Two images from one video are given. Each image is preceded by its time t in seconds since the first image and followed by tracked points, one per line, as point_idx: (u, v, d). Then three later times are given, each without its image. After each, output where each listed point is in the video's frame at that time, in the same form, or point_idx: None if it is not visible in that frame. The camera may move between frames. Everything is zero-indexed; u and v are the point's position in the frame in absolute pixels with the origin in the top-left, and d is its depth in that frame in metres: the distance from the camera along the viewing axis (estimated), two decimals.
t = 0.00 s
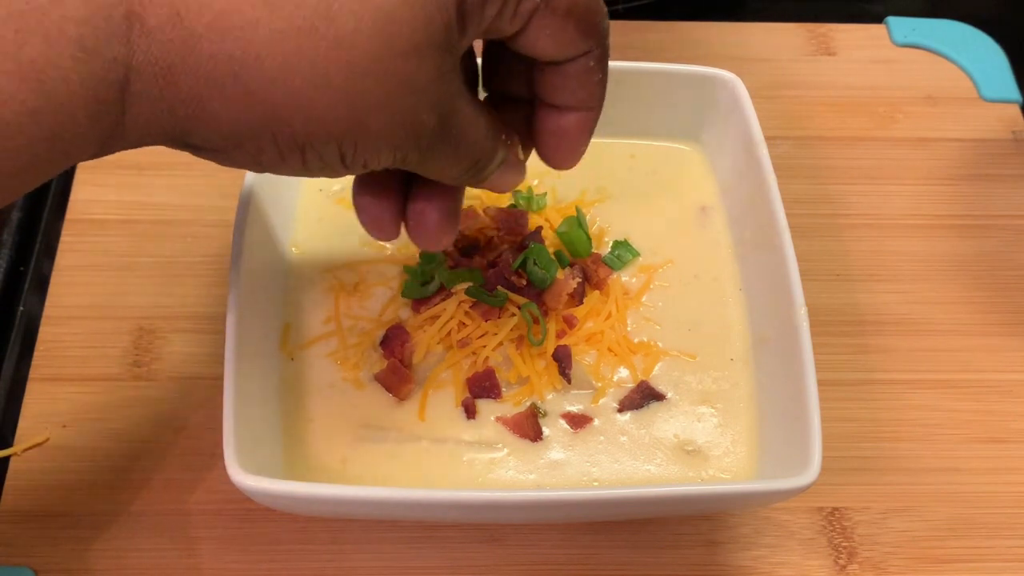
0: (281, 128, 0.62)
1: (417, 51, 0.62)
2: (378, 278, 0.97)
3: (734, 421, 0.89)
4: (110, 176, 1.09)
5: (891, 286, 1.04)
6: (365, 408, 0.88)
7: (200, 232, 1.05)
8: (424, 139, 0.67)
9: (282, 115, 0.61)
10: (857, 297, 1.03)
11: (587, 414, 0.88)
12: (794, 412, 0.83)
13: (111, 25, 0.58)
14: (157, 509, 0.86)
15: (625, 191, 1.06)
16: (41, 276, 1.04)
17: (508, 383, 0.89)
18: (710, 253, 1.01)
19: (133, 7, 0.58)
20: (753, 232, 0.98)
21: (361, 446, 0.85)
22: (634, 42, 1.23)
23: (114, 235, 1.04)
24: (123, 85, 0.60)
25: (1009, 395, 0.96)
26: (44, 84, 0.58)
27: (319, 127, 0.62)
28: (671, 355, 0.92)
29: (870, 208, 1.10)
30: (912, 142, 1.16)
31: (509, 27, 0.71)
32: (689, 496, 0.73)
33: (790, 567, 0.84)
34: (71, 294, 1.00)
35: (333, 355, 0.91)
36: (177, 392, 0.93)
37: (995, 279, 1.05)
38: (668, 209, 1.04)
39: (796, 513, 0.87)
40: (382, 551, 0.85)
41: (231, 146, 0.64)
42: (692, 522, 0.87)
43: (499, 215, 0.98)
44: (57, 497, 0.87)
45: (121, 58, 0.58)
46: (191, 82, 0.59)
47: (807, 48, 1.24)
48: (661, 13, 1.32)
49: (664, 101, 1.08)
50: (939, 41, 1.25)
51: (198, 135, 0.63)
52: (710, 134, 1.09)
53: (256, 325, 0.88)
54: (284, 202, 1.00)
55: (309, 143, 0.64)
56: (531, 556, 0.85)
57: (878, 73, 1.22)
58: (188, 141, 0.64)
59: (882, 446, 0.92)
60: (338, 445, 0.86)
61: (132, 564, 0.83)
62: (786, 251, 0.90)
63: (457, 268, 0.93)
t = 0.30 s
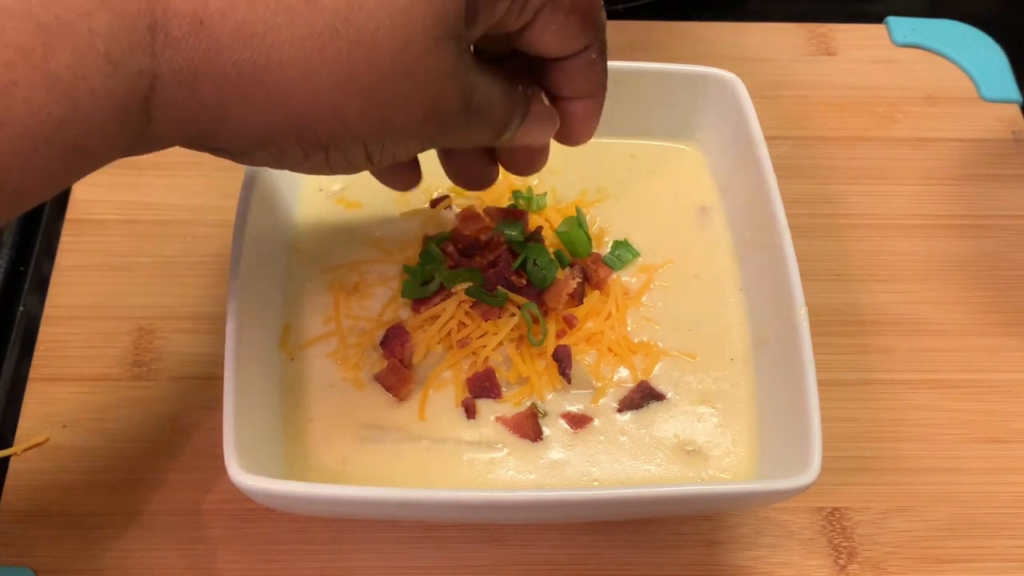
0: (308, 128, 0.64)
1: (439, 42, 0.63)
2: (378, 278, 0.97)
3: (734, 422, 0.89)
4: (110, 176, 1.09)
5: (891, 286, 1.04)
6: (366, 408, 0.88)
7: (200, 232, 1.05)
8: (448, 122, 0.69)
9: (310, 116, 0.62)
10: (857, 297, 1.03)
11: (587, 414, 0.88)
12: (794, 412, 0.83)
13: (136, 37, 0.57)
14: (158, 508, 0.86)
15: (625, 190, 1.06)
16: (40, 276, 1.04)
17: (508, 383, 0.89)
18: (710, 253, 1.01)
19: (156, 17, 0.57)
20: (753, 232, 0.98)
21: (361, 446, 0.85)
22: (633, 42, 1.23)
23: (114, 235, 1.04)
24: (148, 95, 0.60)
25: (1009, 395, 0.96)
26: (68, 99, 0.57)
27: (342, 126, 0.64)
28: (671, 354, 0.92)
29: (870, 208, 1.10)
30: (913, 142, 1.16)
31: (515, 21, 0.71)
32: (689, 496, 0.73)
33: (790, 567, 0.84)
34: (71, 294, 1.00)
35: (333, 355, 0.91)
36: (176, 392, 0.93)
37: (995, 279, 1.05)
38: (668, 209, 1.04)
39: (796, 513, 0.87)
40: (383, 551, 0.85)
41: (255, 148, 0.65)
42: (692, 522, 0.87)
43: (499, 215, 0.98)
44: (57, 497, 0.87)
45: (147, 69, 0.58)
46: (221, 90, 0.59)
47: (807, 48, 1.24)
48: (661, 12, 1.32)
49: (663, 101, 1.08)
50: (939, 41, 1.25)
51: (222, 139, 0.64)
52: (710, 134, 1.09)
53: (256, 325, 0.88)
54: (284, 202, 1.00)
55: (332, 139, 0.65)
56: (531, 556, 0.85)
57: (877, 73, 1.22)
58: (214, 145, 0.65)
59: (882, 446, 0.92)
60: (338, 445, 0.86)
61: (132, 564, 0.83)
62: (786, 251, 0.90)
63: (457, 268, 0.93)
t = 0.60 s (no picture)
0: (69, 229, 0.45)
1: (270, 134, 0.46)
2: (378, 278, 0.97)
3: (734, 422, 0.89)
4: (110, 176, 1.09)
5: (891, 286, 1.04)
6: (365, 408, 0.88)
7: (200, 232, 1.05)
8: (290, 232, 0.53)
9: (141, 175, 0.43)
10: (857, 297, 1.03)
11: (587, 414, 0.88)
12: (794, 412, 0.83)
13: None
14: (157, 508, 0.86)
15: (625, 191, 1.06)
16: (40, 276, 1.04)
17: (508, 383, 0.89)
18: (710, 253, 1.01)
19: None
20: (753, 232, 0.98)
21: (361, 446, 0.85)
22: (633, 43, 1.23)
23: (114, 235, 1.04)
24: None
25: (1009, 395, 0.96)
26: None
27: (140, 222, 0.45)
28: (671, 354, 0.92)
29: (870, 208, 1.10)
30: (913, 142, 1.16)
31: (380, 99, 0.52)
32: (689, 496, 0.73)
33: (790, 567, 0.84)
34: (71, 294, 1.00)
35: (333, 355, 0.91)
36: (176, 393, 0.93)
37: (995, 279, 1.05)
38: (667, 209, 1.04)
39: (796, 513, 0.87)
40: (382, 551, 0.85)
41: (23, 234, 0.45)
42: (692, 522, 0.87)
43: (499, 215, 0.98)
44: (57, 497, 0.87)
45: None
46: (14, 166, 0.42)
47: (807, 48, 1.24)
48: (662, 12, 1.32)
49: (663, 102, 1.08)
50: (938, 42, 1.25)
51: None
52: (710, 134, 1.09)
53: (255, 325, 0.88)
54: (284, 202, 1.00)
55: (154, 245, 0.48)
56: (531, 556, 0.85)
57: (877, 73, 1.22)
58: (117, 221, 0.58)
59: (882, 446, 0.92)
60: (337, 445, 0.86)
61: (133, 564, 0.83)
62: (786, 251, 0.90)
63: (457, 269, 0.92)
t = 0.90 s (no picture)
0: None
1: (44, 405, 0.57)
2: (377, 278, 0.97)
3: (734, 422, 0.89)
4: (109, 176, 1.09)
5: (891, 286, 1.04)
6: (365, 408, 0.88)
7: (200, 232, 1.05)
8: None
9: None
10: (857, 297, 1.03)
11: (587, 414, 0.88)
12: (794, 412, 0.83)
13: None
14: (157, 508, 0.86)
15: (625, 191, 1.06)
16: (41, 276, 1.05)
17: (508, 383, 0.89)
18: (710, 253, 1.00)
19: None
20: (753, 232, 0.98)
21: (361, 446, 0.85)
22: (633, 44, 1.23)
23: (114, 236, 1.04)
24: None
25: (1009, 395, 0.96)
26: None
27: None
28: (671, 354, 0.92)
29: (870, 209, 1.10)
30: (913, 142, 1.16)
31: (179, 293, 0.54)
32: (689, 497, 0.73)
33: (789, 567, 0.85)
34: (71, 295, 1.00)
35: (333, 356, 0.91)
36: (176, 393, 0.93)
37: (995, 279, 1.05)
38: (667, 209, 1.04)
39: (796, 513, 0.87)
40: (382, 551, 0.85)
41: None
42: (692, 522, 0.87)
43: (499, 215, 0.97)
44: (56, 497, 0.87)
45: None
46: None
47: (807, 48, 1.24)
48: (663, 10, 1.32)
49: (663, 102, 1.08)
50: (938, 42, 1.25)
51: None
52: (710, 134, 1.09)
53: (256, 325, 0.88)
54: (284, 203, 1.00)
55: None
56: (531, 556, 0.85)
57: (877, 73, 1.22)
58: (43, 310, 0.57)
59: (882, 446, 0.92)
60: (337, 445, 0.86)
61: (133, 565, 0.83)
62: (786, 251, 0.91)
63: (458, 269, 0.93)
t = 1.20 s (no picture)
0: None
1: None
2: (378, 278, 0.97)
3: (734, 422, 0.89)
4: (109, 176, 1.09)
5: (891, 286, 1.04)
6: (365, 408, 0.88)
7: (200, 232, 1.05)
8: None
9: None
10: (857, 297, 1.03)
11: (587, 414, 0.88)
12: (794, 412, 0.83)
13: None
14: (157, 508, 0.86)
15: (625, 191, 1.06)
16: (41, 276, 1.05)
17: (508, 383, 0.89)
18: (710, 253, 1.01)
19: None
20: (753, 232, 0.98)
21: (361, 446, 0.86)
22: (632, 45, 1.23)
23: (114, 236, 1.04)
24: None
25: (1009, 395, 0.96)
26: None
27: None
28: (671, 355, 0.92)
29: (870, 209, 1.10)
30: (912, 142, 1.16)
31: None
32: (689, 497, 0.73)
33: (789, 567, 0.85)
34: (70, 295, 1.00)
35: (333, 355, 0.91)
36: (176, 392, 0.93)
37: (995, 278, 1.06)
38: (667, 209, 1.04)
39: (796, 513, 0.87)
40: (383, 551, 0.85)
41: None
42: (692, 522, 0.87)
43: (499, 215, 0.97)
44: (57, 497, 0.87)
45: None
46: None
47: (807, 48, 1.24)
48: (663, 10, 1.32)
49: (663, 102, 1.08)
50: (938, 42, 1.25)
51: None
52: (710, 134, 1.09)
53: (256, 325, 0.88)
54: (284, 203, 1.00)
55: None
56: (531, 556, 0.85)
57: (877, 74, 1.22)
58: None
59: (882, 446, 0.92)
60: (337, 445, 0.86)
61: (132, 564, 0.83)
62: (786, 251, 0.91)
63: (458, 269, 0.93)
